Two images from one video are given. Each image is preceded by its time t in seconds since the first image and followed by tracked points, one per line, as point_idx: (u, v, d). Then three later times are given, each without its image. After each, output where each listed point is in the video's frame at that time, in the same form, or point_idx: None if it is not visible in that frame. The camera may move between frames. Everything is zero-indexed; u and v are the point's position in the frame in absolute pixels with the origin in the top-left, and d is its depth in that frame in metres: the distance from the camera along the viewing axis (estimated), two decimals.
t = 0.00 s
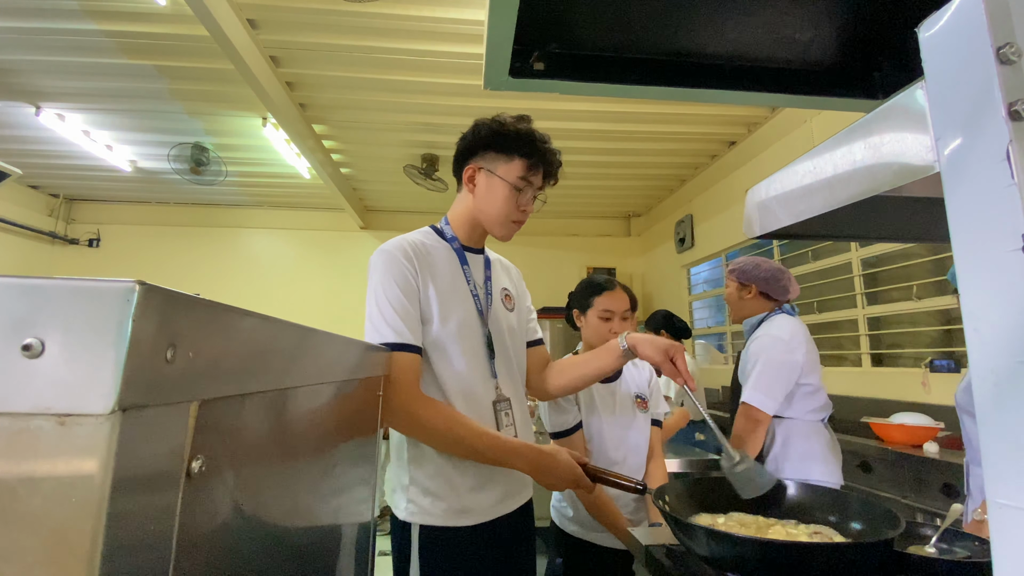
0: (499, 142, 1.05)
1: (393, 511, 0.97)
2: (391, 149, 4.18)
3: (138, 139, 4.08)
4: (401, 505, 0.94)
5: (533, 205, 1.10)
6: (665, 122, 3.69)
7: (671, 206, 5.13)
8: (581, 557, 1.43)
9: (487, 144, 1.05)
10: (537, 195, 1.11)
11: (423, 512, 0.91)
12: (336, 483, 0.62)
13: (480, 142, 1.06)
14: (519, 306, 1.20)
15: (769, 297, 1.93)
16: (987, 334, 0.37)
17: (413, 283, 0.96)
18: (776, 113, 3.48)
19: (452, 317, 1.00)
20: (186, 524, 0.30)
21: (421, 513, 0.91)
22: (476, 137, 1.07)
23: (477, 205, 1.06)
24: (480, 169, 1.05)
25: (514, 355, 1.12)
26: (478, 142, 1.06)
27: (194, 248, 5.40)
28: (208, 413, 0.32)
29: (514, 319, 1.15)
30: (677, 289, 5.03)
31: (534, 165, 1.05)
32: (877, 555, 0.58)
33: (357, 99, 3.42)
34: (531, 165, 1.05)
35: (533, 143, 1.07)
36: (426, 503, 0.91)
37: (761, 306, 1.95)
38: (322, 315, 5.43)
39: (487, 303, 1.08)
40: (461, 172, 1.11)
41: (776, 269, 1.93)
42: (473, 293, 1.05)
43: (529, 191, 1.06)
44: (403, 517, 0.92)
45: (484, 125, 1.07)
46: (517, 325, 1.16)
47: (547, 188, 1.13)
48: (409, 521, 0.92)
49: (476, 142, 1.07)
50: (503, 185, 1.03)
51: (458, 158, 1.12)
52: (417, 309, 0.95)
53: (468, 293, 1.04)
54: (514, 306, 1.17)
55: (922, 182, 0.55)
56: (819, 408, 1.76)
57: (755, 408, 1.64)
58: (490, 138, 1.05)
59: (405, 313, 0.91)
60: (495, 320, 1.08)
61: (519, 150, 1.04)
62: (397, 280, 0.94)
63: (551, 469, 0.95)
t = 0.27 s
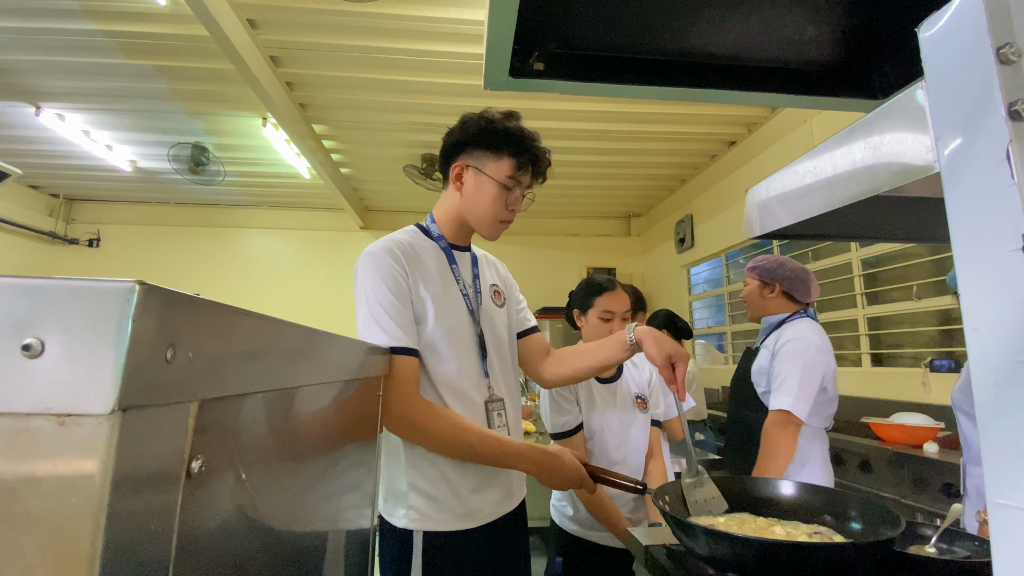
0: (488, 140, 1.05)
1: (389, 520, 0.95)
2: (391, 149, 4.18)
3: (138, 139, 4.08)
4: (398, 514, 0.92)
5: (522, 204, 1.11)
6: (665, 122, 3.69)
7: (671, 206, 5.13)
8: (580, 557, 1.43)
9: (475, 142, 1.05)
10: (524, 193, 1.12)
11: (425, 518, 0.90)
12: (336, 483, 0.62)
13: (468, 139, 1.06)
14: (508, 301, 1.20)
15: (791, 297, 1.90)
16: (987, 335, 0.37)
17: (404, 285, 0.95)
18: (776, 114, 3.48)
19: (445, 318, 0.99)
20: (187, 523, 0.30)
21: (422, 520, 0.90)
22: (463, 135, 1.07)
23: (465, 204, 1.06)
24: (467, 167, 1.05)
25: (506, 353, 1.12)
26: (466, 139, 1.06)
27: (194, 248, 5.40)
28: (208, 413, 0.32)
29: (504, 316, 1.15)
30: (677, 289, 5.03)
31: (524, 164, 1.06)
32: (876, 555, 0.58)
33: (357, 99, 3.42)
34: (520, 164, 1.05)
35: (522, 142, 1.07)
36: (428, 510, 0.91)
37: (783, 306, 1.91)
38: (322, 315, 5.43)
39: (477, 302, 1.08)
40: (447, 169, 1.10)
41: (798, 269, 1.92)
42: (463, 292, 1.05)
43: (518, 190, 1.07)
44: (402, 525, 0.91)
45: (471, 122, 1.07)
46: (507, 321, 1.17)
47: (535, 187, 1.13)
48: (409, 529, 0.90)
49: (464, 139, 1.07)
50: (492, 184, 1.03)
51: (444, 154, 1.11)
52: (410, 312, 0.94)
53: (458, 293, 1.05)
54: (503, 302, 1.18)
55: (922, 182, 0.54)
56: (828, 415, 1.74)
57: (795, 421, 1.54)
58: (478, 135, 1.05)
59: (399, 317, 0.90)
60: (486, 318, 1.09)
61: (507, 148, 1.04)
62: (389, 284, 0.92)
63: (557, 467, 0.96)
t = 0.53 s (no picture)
0: (482, 138, 1.04)
1: (384, 518, 0.95)
2: (391, 149, 4.18)
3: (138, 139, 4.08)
4: (393, 512, 0.93)
5: (518, 202, 1.10)
6: (665, 122, 3.69)
7: (671, 206, 5.13)
8: (580, 557, 1.43)
9: (468, 142, 1.05)
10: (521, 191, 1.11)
11: (418, 518, 0.90)
12: (336, 482, 0.62)
13: (462, 139, 1.06)
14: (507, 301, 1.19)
15: (793, 299, 1.90)
16: (985, 334, 0.37)
17: (402, 284, 0.95)
18: (776, 113, 3.48)
19: (444, 318, 1.00)
20: (187, 523, 0.30)
21: (415, 519, 0.90)
22: (457, 136, 1.07)
23: (462, 204, 1.05)
24: (462, 167, 1.05)
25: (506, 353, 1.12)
26: (460, 139, 1.06)
27: (194, 249, 5.40)
28: (209, 413, 0.32)
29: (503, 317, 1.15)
30: (677, 289, 5.03)
31: (517, 163, 1.05)
32: (876, 555, 0.58)
33: (357, 99, 3.42)
34: (514, 162, 1.04)
35: (517, 139, 1.06)
36: (421, 510, 0.91)
37: (786, 308, 1.91)
38: (322, 315, 5.43)
39: (477, 302, 1.08)
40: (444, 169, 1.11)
41: (799, 273, 1.92)
42: (463, 292, 1.05)
43: (515, 187, 1.06)
44: (397, 524, 0.92)
45: (465, 121, 1.07)
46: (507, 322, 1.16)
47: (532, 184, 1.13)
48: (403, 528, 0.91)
49: (458, 138, 1.07)
50: (486, 183, 1.03)
51: (441, 154, 1.12)
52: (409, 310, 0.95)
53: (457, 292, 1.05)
54: (504, 302, 1.17)
55: (921, 182, 0.54)
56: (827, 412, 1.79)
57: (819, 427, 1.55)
58: (471, 135, 1.05)
59: (397, 316, 0.91)
60: (486, 318, 1.08)
61: (501, 146, 1.04)
62: (386, 284, 0.93)
63: (556, 467, 0.96)
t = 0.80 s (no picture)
0: (518, 138, 1.07)
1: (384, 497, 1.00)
2: (391, 149, 4.18)
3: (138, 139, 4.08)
4: (387, 493, 0.97)
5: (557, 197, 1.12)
6: (665, 123, 3.70)
7: (671, 206, 5.13)
8: (580, 557, 1.43)
9: (504, 144, 1.08)
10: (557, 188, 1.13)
11: (400, 504, 0.93)
12: (336, 482, 0.62)
13: (497, 143, 1.09)
14: (536, 313, 1.14)
15: (767, 298, 1.91)
16: (985, 334, 0.37)
17: (423, 277, 0.96)
18: (776, 114, 3.48)
19: (458, 319, 0.99)
20: (187, 523, 0.30)
21: (399, 504, 0.93)
22: (491, 141, 1.09)
23: (504, 203, 1.05)
24: (503, 168, 1.06)
25: (519, 363, 1.09)
26: (495, 143, 1.09)
27: (194, 249, 5.40)
28: (208, 412, 0.32)
29: (525, 331, 1.10)
30: (677, 289, 5.03)
31: (552, 155, 1.08)
32: (876, 555, 0.58)
33: (357, 99, 3.42)
34: (549, 155, 1.08)
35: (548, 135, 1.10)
36: (404, 496, 0.93)
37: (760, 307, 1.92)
38: (322, 315, 5.42)
39: (493, 308, 1.06)
40: (480, 177, 1.11)
41: (769, 271, 1.92)
42: (479, 298, 1.03)
43: (554, 180, 1.09)
44: (387, 506, 0.95)
45: (498, 127, 1.09)
46: (530, 335, 1.12)
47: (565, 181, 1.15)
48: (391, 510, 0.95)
49: (493, 143, 1.09)
50: (529, 176, 1.05)
51: (474, 165, 1.13)
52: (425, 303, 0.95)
53: (474, 296, 1.03)
54: (528, 317, 1.12)
55: (921, 182, 0.54)
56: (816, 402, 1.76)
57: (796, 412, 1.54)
58: (506, 136, 1.08)
59: (411, 308, 0.92)
60: (500, 327, 1.06)
61: (537, 142, 1.07)
62: (408, 275, 0.94)
63: (550, 465, 0.95)
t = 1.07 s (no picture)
0: (537, 143, 1.08)
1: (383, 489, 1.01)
2: (391, 149, 4.18)
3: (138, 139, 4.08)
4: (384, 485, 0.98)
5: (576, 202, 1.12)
6: (665, 123, 3.70)
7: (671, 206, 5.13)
8: (580, 557, 1.43)
9: (523, 149, 1.08)
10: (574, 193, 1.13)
11: (395, 496, 0.93)
12: (336, 481, 0.62)
13: (516, 148, 1.09)
14: (547, 317, 1.13)
15: (777, 296, 1.88)
16: (986, 334, 0.37)
17: (436, 274, 0.96)
18: (776, 113, 3.48)
19: (468, 318, 0.99)
20: (187, 523, 0.30)
21: (394, 497, 0.94)
22: (509, 146, 1.10)
23: (523, 206, 1.05)
24: (522, 172, 1.07)
25: (525, 366, 1.09)
26: (513, 149, 1.09)
27: (194, 249, 5.40)
28: (208, 412, 0.32)
29: (533, 335, 1.10)
30: (677, 289, 5.03)
31: (571, 161, 1.08)
32: (876, 555, 0.58)
33: (357, 99, 3.42)
34: (568, 160, 1.08)
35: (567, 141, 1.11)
36: (399, 489, 0.94)
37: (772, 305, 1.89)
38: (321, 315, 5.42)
39: (504, 310, 1.06)
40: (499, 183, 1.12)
41: (779, 266, 1.90)
42: (491, 299, 1.03)
43: (573, 184, 1.09)
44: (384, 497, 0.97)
45: (517, 133, 1.10)
46: (539, 339, 1.11)
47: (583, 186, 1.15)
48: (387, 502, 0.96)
49: (512, 147, 1.10)
50: (548, 179, 1.05)
51: (492, 171, 1.14)
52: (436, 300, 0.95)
53: (485, 296, 1.03)
54: (538, 321, 1.11)
55: (921, 182, 0.54)
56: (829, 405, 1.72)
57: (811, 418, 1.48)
58: (525, 141, 1.09)
59: (422, 302, 0.92)
60: (508, 330, 1.06)
61: (556, 147, 1.08)
62: (422, 270, 0.95)
63: (551, 463, 0.95)
